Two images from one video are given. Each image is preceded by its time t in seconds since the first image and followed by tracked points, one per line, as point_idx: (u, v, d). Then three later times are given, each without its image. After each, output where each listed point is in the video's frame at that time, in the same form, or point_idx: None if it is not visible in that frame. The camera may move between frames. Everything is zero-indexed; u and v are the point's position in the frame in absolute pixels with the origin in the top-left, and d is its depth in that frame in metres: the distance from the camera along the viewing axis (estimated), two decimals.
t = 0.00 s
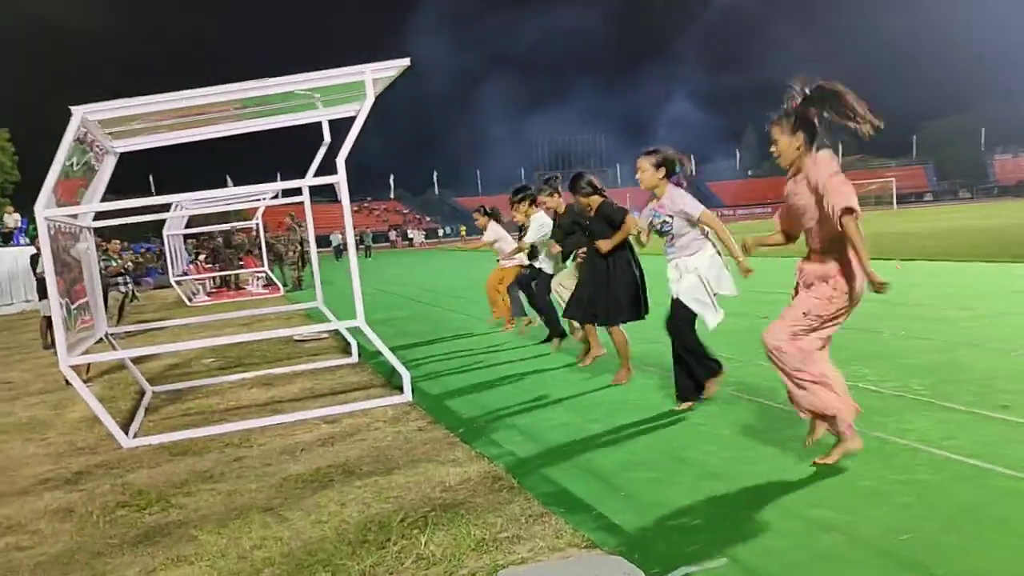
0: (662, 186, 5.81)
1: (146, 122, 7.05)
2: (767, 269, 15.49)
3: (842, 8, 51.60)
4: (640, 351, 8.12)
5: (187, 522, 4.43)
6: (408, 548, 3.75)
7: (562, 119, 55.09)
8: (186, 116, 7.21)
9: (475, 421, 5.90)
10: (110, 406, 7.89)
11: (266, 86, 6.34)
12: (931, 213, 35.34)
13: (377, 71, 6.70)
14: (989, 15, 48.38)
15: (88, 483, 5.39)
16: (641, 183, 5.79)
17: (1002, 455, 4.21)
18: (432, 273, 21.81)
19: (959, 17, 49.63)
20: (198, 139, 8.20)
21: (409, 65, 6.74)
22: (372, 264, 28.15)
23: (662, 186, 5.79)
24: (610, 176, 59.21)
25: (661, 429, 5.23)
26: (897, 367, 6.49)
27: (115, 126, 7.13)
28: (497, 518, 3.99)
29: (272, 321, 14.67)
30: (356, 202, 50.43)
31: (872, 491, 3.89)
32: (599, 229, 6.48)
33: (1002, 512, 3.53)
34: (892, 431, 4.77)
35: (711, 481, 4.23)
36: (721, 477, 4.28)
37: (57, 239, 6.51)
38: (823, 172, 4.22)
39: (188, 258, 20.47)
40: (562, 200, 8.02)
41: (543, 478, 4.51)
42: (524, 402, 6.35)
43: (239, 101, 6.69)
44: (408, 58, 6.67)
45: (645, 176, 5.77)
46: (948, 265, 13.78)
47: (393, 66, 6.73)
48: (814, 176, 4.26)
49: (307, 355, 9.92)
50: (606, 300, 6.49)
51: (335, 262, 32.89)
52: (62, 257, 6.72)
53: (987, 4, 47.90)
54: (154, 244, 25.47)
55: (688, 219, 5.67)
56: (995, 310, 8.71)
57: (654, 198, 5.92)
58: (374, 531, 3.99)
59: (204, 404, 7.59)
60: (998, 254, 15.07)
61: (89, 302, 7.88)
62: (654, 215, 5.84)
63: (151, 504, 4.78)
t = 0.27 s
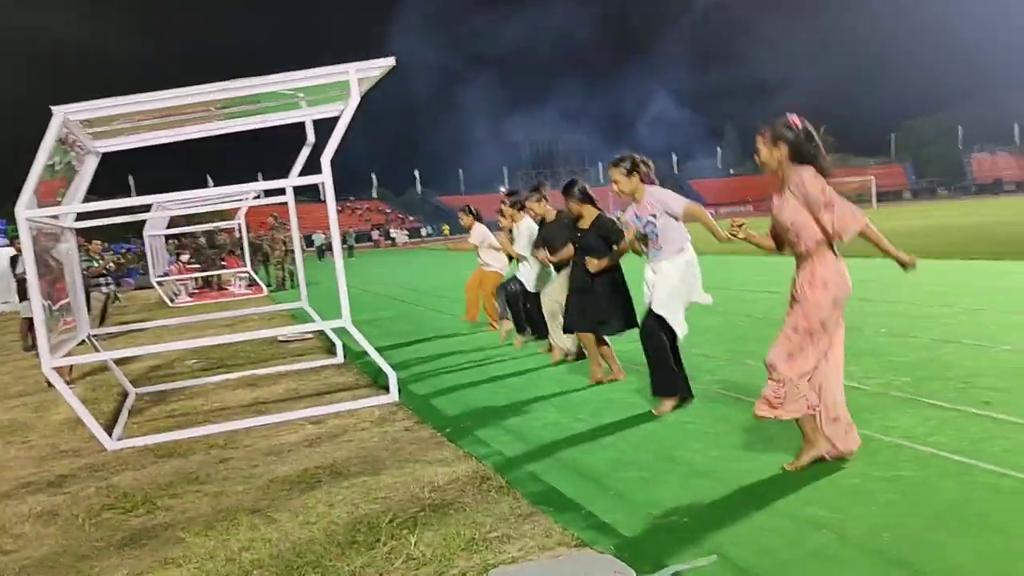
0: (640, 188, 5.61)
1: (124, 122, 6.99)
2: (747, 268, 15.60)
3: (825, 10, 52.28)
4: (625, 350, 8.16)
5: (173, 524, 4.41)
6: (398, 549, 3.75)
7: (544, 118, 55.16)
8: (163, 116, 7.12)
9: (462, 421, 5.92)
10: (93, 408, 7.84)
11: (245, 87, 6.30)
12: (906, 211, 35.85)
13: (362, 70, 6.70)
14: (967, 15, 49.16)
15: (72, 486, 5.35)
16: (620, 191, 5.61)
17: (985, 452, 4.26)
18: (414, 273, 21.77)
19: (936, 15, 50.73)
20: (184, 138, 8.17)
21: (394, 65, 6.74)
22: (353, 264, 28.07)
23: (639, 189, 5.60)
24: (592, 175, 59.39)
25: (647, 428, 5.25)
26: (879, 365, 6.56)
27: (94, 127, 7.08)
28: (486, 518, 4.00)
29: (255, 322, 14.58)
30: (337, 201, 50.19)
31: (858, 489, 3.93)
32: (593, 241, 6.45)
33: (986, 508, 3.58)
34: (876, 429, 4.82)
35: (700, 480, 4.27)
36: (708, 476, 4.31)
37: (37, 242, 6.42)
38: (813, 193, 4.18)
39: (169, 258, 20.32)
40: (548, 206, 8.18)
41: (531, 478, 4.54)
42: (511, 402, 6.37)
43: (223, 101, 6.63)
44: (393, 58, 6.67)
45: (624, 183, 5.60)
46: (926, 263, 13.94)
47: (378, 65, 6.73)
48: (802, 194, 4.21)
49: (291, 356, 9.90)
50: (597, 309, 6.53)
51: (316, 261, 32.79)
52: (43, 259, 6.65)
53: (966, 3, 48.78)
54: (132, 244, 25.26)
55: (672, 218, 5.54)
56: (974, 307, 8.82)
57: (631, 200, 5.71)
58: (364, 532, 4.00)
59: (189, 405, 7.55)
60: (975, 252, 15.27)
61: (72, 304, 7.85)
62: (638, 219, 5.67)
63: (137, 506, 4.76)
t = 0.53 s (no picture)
0: (618, 205, 5.78)
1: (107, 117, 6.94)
2: (727, 265, 15.76)
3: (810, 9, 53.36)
4: (609, 346, 8.22)
5: (161, 521, 4.41)
6: (388, 544, 3.78)
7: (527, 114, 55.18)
8: (146, 111, 7.07)
9: (449, 417, 5.96)
10: (75, 404, 7.79)
11: (231, 82, 6.28)
12: (886, 208, 36.34)
13: (348, 66, 6.69)
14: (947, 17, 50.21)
15: (57, 483, 5.33)
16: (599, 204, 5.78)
17: (965, 447, 4.35)
18: (397, 269, 21.78)
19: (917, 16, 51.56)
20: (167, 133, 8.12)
21: (380, 61, 6.74)
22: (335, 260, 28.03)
23: (619, 206, 5.78)
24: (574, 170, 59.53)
25: (633, 424, 5.30)
26: (860, 361, 6.66)
27: (76, 121, 7.03)
28: (474, 514, 4.04)
29: (238, 317, 14.52)
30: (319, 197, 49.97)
31: (841, 484, 4.00)
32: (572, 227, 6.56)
33: (967, 502, 3.65)
34: (858, 424, 4.89)
35: (685, 475, 4.32)
36: (693, 471, 4.37)
37: (20, 238, 6.39)
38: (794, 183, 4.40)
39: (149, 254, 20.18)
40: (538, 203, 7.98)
41: (519, 474, 4.57)
42: (497, 398, 6.41)
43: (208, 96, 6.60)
44: (379, 54, 6.66)
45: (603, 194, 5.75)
46: (905, 260, 14.13)
47: (363, 62, 6.72)
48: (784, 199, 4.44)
49: (275, 352, 9.88)
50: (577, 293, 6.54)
51: (299, 256, 32.69)
52: (25, 254, 6.59)
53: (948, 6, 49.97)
54: (111, 240, 25.07)
55: (650, 230, 5.64)
56: (952, 304, 8.98)
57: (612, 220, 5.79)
58: (353, 528, 4.02)
59: (172, 402, 7.53)
60: (950, 249, 15.53)
61: (54, 299, 7.76)
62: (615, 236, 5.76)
63: (124, 503, 4.75)
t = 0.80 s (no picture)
0: (620, 175, 5.72)
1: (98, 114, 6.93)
2: (714, 264, 15.88)
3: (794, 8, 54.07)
4: (600, 344, 8.27)
5: (155, 518, 4.43)
6: (383, 540, 3.81)
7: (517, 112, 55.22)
8: (137, 108, 7.06)
9: (442, 414, 5.99)
10: (66, 401, 7.78)
11: (223, 79, 6.28)
12: (874, 207, 36.71)
13: (340, 64, 6.70)
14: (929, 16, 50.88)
15: (49, 480, 5.33)
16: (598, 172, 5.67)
17: (951, 444, 4.42)
18: (386, 266, 21.82)
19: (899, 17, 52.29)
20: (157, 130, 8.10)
21: (373, 59, 6.75)
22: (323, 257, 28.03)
23: (622, 176, 5.71)
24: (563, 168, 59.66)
25: (625, 422, 5.35)
26: (848, 359, 6.74)
27: (67, 118, 7.01)
28: (469, 510, 4.07)
29: (227, 315, 14.50)
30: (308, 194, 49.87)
31: (831, 480, 4.05)
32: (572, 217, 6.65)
33: (954, 498, 3.71)
34: (846, 422, 4.96)
35: (676, 471, 4.37)
36: (685, 468, 4.41)
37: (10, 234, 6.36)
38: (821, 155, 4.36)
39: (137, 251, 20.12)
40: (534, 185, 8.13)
41: (512, 470, 4.61)
42: (489, 396, 6.44)
43: (200, 93, 6.60)
44: (372, 52, 6.66)
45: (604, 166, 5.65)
46: (892, 260, 14.27)
47: (356, 60, 6.73)
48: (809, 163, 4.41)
49: (265, 349, 9.88)
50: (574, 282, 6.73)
51: (289, 253, 32.66)
52: (15, 250, 6.56)
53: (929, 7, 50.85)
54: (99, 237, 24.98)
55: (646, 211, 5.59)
56: (938, 303, 9.09)
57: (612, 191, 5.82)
58: (348, 524, 4.05)
59: (163, 399, 7.53)
60: (936, 249, 15.72)
61: (43, 296, 7.72)
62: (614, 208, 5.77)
63: (117, 500, 4.76)
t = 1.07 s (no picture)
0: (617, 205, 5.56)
1: (90, 112, 6.92)
2: (703, 267, 15.96)
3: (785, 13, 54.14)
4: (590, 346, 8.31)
5: (146, 516, 4.44)
6: (374, 539, 3.84)
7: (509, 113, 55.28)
8: (129, 107, 7.06)
9: (433, 415, 6.02)
10: (55, 400, 7.77)
11: (217, 79, 6.30)
12: (863, 211, 37.00)
13: (333, 65, 6.71)
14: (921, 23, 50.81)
15: (39, 479, 5.32)
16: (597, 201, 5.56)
17: (938, 447, 4.47)
18: (376, 267, 21.83)
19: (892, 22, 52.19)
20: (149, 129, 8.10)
21: (366, 60, 6.76)
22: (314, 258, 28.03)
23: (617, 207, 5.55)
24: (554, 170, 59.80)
25: (615, 423, 5.38)
26: (837, 362, 6.80)
27: (59, 116, 7.01)
28: (459, 509, 4.10)
29: (218, 315, 14.47)
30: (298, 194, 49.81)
31: (818, 482, 4.09)
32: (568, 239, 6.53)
33: (940, 500, 3.76)
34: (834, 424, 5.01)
35: (666, 472, 4.41)
36: (675, 469, 4.45)
37: None
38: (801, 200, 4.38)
39: (127, 250, 20.09)
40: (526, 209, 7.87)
41: (503, 471, 4.63)
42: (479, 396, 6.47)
43: (193, 93, 6.60)
44: (365, 53, 6.68)
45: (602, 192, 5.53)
46: (880, 263, 14.37)
47: (349, 61, 6.75)
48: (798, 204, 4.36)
49: (256, 349, 9.89)
50: (567, 306, 6.60)
51: (279, 253, 32.63)
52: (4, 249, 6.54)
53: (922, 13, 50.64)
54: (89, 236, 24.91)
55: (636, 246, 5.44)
56: (925, 307, 9.18)
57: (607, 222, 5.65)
58: (339, 523, 4.07)
59: (153, 398, 7.53)
60: (924, 254, 15.83)
61: (33, 295, 7.71)
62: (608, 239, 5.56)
63: (107, 498, 4.77)
